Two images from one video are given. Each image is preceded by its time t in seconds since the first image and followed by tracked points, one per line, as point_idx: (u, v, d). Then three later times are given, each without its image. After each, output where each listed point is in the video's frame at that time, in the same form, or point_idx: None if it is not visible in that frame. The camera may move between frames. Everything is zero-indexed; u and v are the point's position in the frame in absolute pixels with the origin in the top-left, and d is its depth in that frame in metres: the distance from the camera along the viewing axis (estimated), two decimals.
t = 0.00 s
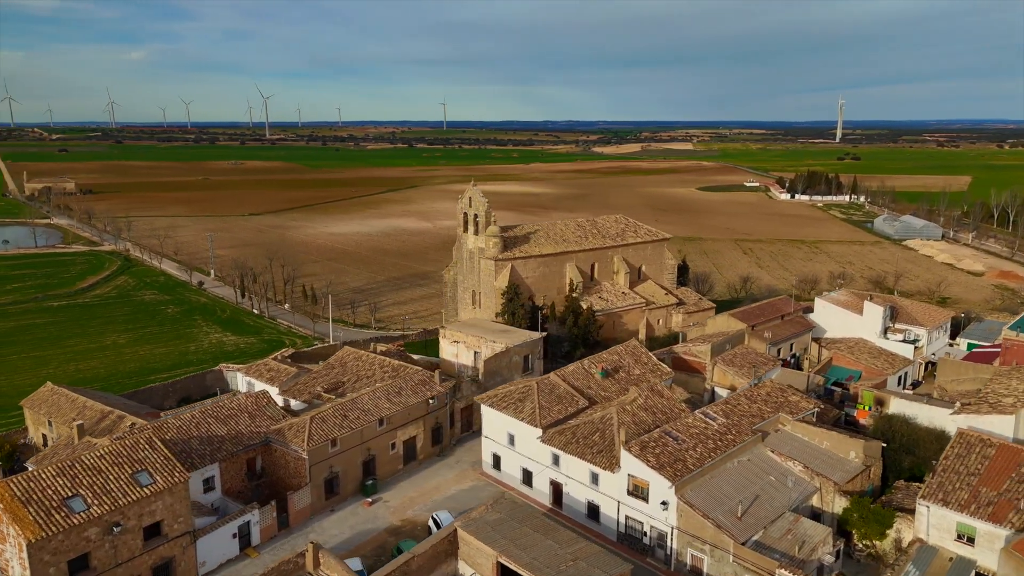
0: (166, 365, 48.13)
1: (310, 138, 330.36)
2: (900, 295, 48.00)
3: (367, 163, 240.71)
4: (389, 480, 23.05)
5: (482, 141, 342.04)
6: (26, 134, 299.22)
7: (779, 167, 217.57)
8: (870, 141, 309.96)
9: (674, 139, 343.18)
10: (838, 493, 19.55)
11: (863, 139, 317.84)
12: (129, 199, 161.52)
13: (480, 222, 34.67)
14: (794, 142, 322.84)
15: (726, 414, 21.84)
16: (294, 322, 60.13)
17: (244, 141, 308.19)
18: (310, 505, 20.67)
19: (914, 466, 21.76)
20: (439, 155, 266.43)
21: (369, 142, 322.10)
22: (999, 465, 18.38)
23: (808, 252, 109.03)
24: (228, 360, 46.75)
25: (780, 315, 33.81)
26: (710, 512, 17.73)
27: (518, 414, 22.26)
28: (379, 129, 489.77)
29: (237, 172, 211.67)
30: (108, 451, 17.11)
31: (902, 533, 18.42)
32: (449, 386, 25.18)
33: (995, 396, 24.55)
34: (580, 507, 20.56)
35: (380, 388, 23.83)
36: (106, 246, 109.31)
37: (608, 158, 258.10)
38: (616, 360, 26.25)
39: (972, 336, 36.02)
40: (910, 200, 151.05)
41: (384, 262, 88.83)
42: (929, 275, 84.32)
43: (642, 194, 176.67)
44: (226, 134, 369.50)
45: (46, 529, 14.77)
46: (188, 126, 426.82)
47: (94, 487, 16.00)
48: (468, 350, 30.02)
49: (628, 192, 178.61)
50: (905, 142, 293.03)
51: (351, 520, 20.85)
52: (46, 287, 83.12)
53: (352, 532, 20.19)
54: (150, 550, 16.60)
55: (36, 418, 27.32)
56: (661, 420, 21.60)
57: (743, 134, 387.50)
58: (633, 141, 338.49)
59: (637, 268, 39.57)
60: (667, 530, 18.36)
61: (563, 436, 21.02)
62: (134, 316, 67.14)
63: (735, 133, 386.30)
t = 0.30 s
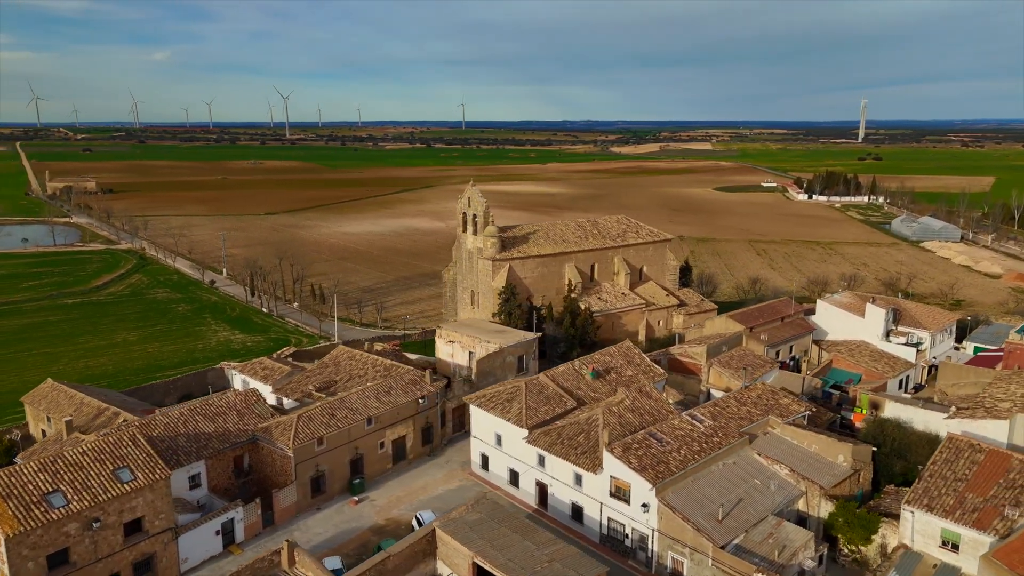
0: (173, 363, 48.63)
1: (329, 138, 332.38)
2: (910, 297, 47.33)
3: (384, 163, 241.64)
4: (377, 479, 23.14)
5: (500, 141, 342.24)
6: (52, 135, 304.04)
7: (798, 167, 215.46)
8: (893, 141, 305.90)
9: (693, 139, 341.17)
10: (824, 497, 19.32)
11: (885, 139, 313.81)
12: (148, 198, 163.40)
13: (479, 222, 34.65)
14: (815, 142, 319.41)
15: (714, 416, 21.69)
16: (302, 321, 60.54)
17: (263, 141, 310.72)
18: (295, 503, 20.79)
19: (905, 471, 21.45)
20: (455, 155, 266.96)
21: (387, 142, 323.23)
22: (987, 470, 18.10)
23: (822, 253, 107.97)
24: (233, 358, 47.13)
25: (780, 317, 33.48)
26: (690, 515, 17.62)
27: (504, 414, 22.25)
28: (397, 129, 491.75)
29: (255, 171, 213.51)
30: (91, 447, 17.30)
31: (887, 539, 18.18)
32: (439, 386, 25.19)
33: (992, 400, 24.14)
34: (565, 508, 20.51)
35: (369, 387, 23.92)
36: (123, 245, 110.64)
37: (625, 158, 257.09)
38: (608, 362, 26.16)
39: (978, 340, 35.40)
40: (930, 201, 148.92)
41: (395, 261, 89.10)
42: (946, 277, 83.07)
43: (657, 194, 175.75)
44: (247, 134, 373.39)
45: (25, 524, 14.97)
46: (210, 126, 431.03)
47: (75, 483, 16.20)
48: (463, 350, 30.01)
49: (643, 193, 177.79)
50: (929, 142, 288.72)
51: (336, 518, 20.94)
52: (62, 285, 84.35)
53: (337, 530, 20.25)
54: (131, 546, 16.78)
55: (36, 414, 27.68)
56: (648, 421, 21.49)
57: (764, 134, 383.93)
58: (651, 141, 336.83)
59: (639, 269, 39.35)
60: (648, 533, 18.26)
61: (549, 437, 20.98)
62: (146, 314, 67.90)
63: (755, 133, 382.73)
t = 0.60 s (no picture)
0: (179, 360, 49.18)
1: (348, 138, 334.33)
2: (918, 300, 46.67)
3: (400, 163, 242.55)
4: (365, 478, 23.22)
5: (518, 141, 342.32)
6: (76, 135, 308.70)
7: (816, 168, 213.30)
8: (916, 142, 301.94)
9: (712, 139, 338.99)
10: (809, 501, 19.10)
11: (908, 139, 309.75)
12: (166, 197, 165.29)
13: (477, 222, 34.67)
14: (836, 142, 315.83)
15: (700, 418, 21.54)
16: (309, 319, 60.96)
17: (283, 142, 313.16)
18: (281, 501, 20.91)
19: (895, 476, 21.14)
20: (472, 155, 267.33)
21: (404, 142, 324.41)
22: (974, 476, 17.82)
23: (836, 255, 106.94)
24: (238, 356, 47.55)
25: (779, 319, 33.19)
26: (670, 518, 17.53)
27: (491, 415, 22.24)
28: (414, 128, 493.46)
29: (272, 171, 215.24)
30: (74, 444, 17.50)
31: (871, 544, 17.96)
32: (430, 386, 25.21)
33: (986, 404, 23.81)
34: (548, 509, 20.46)
35: (358, 387, 24.01)
36: (139, 243, 111.94)
37: (641, 158, 255.99)
38: (600, 363, 26.06)
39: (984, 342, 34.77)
40: (949, 202, 146.86)
41: (406, 261, 89.40)
42: (962, 279, 81.83)
43: (673, 194, 174.86)
44: (267, 134, 376.46)
45: (4, 519, 15.19)
46: (231, 126, 435.17)
47: (55, 479, 16.40)
48: (458, 350, 30.03)
49: (658, 193, 176.96)
50: (952, 142, 284.60)
51: (322, 517, 21.03)
52: (77, 283, 85.47)
53: (321, 529, 20.32)
54: (112, 543, 16.99)
55: (35, 410, 28.05)
56: (634, 423, 21.40)
57: (784, 134, 380.44)
58: (669, 142, 334.98)
59: (639, 270, 39.17)
60: (628, 535, 18.17)
61: (533, 438, 20.95)
62: (156, 312, 68.68)
63: (776, 134, 379.02)
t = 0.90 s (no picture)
0: (186, 358, 49.71)
1: (367, 138, 335.73)
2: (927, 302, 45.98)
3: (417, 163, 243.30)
4: (353, 477, 23.33)
5: (536, 142, 341.92)
6: (101, 135, 313.25)
7: (835, 168, 211.10)
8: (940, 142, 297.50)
9: (731, 139, 336.55)
10: (793, 505, 18.89)
11: (933, 139, 305.37)
12: (184, 197, 167.00)
13: (475, 222, 34.67)
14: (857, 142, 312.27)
15: (687, 420, 21.42)
16: (316, 318, 61.40)
17: (303, 141, 315.26)
18: (267, 499, 21.05)
19: (885, 480, 20.87)
20: (488, 155, 267.45)
21: (422, 142, 325.45)
22: (960, 481, 17.57)
23: (850, 256, 105.83)
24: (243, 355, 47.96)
25: (779, 320, 32.88)
26: (649, 520, 17.44)
27: (478, 415, 22.24)
28: (432, 129, 495.03)
29: (290, 171, 216.75)
30: (58, 440, 17.71)
31: (854, 549, 17.74)
32: (421, 385, 25.26)
33: (981, 408, 23.49)
34: (532, 510, 20.43)
35: (348, 386, 24.11)
36: (155, 242, 113.23)
37: (659, 158, 254.81)
38: (591, 364, 25.98)
39: (989, 346, 34.20)
40: (970, 203, 144.70)
41: (416, 261, 89.64)
42: (979, 282, 80.55)
43: (688, 194, 173.81)
44: (288, 134, 379.63)
45: None
46: (251, 126, 438.83)
47: (38, 475, 16.62)
48: (453, 350, 30.09)
49: (674, 193, 175.96)
50: (977, 143, 280.20)
51: (308, 515, 21.17)
52: (93, 281, 86.65)
53: (305, 527, 20.43)
54: (94, 538, 17.20)
55: (34, 406, 28.48)
56: (620, 424, 21.34)
57: (806, 134, 376.72)
58: (688, 142, 333.05)
59: (640, 271, 38.99)
60: (609, 537, 18.10)
61: (518, 438, 20.92)
62: (167, 310, 69.43)
63: (797, 134, 375.37)
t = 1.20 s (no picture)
0: (193, 356, 50.24)
1: (385, 138, 337.27)
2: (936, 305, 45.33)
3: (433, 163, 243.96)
4: (342, 476, 23.44)
5: (553, 142, 341.57)
6: (125, 135, 317.62)
7: (855, 168, 208.64)
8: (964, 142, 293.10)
9: (751, 139, 334.07)
10: (777, 509, 18.71)
11: (957, 139, 300.84)
12: (202, 196, 168.67)
13: (473, 222, 34.70)
14: (880, 141, 308.24)
15: (673, 422, 21.28)
16: (324, 317, 61.81)
17: (322, 141, 317.37)
18: (254, 496, 21.22)
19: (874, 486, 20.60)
20: (505, 155, 267.58)
21: (440, 142, 326.16)
22: (945, 487, 17.32)
23: (866, 257, 104.66)
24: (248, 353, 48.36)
25: (778, 323, 32.60)
26: (628, 522, 17.36)
27: (465, 415, 22.24)
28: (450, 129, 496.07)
29: (307, 170, 218.23)
30: (44, 436, 17.95)
31: (837, 554, 17.56)
32: (412, 385, 25.32)
33: (977, 412, 23.10)
34: (516, 510, 20.41)
35: (338, 385, 24.21)
36: (172, 241, 114.47)
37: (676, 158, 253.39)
38: (583, 364, 25.90)
39: (994, 349, 33.64)
40: (991, 204, 142.46)
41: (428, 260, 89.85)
42: (997, 284, 79.29)
43: (704, 195, 172.74)
44: (307, 134, 382.29)
45: None
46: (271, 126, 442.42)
47: (22, 470, 16.86)
48: (448, 350, 30.13)
49: (690, 194, 174.97)
50: (1002, 142, 275.73)
51: (294, 512, 21.30)
52: (107, 279, 87.75)
53: (290, 525, 20.57)
54: (77, 534, 17.40)
55: (35, 402, 28.94)
56: (606, 425, 21.26)
57: (827, 134, 372.84)
58: (707, 142, 330.70)
59: (641, 271, 38.81)
60: (589, 539, 18.05)
61: (503, 439, 20.90)
62: (179, 308, 70.15)
63: (818, 133, 371.13)
